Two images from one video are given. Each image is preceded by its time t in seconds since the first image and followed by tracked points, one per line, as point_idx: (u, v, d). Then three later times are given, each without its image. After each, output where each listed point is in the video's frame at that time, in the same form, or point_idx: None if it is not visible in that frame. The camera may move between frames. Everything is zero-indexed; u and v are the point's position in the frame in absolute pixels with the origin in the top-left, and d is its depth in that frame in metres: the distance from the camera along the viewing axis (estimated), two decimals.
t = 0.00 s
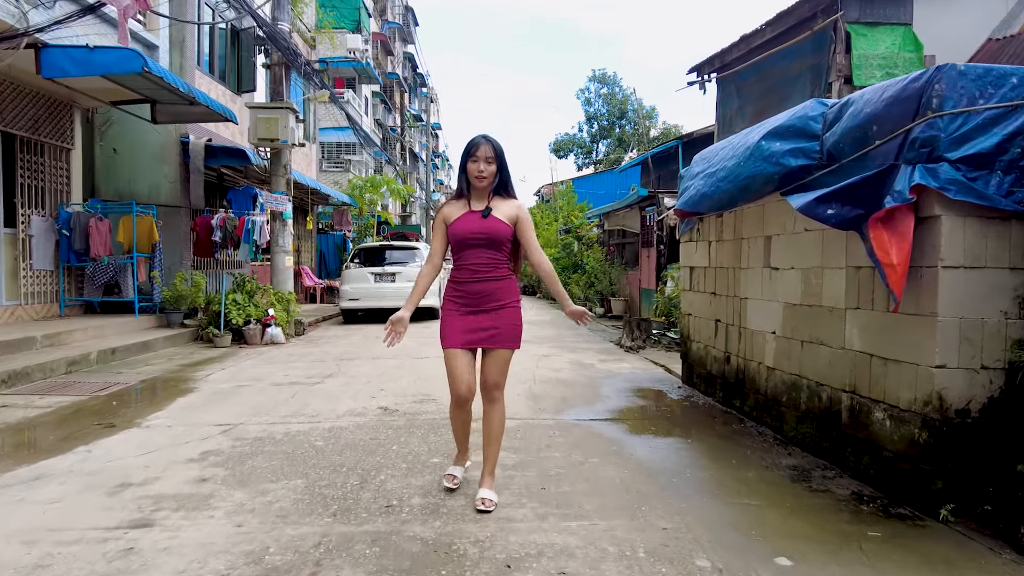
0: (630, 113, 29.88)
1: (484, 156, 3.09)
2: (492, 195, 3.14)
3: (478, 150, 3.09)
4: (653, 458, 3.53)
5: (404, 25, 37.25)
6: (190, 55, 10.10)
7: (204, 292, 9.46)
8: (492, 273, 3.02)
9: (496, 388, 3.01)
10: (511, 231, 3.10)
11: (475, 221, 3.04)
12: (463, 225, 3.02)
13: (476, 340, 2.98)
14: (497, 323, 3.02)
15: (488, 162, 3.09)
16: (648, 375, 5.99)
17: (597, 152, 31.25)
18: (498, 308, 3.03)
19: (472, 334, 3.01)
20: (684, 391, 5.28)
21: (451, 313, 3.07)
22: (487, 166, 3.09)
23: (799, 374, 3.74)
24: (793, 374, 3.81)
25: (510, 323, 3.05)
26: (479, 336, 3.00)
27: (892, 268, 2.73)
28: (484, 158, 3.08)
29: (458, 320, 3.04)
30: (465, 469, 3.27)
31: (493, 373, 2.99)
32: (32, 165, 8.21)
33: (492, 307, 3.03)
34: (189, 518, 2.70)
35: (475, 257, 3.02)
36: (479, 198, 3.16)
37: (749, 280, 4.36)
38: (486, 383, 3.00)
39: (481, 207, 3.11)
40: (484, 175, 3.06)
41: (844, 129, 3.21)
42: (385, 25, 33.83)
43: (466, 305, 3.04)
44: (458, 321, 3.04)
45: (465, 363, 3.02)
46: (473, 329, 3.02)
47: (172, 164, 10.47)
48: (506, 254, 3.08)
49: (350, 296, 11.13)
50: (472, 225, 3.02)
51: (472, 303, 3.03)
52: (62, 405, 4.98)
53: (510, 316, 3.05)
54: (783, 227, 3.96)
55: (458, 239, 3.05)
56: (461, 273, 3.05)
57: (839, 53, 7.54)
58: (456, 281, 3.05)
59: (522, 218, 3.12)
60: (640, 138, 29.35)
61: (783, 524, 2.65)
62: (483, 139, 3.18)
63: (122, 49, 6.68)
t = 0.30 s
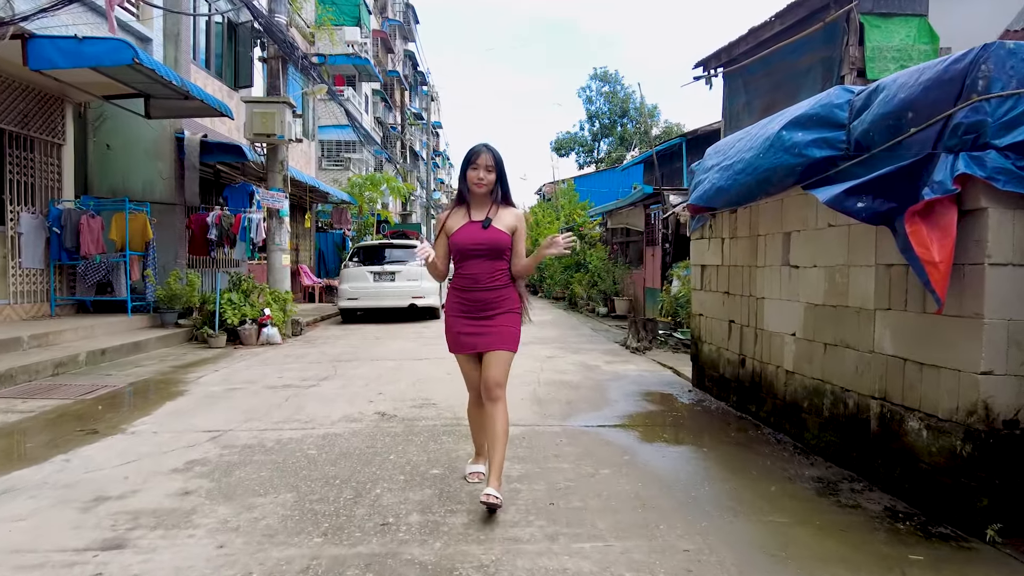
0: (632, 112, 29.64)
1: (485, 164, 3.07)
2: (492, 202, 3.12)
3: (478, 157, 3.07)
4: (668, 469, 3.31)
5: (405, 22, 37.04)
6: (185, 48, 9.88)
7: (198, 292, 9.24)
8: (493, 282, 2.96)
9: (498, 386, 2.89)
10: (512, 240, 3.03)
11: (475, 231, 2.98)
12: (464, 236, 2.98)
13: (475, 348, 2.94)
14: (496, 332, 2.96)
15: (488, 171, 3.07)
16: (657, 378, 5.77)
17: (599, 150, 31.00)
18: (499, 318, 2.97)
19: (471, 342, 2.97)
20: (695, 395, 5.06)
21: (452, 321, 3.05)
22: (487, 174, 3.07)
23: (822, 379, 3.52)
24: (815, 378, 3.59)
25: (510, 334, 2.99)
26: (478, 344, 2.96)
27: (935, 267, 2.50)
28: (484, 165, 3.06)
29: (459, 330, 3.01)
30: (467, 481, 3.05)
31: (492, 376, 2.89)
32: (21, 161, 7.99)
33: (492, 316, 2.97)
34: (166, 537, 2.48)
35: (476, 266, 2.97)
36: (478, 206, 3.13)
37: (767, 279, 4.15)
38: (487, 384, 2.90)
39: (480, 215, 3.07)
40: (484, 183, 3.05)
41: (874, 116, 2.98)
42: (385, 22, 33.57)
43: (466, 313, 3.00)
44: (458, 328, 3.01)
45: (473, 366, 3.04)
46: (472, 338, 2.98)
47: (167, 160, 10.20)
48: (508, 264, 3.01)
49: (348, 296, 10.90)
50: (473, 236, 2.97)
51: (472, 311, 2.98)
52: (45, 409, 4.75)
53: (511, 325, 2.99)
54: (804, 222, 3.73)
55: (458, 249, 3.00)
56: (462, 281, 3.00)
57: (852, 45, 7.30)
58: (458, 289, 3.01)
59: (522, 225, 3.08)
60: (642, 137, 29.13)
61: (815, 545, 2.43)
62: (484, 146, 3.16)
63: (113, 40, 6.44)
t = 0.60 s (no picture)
0: (630, 111, 29.48)
1: (484, 158, 3.19)
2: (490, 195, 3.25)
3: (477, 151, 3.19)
4: (677, 480, 3.13)
5: (402, 20, 36.81)
6: (177, 43, 9.68)
7: (191, 291, 9.01)
8: (497, 272, 3.18)
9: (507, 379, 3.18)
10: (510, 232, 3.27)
11: (481, 221, 3.18)
12: (469, 226, 3.16)
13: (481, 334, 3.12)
14: (498, 319, 3.17)
15: (488, 164, 3.19)
16: (660, 381, 5.59)
17: (597, 149, 30.82)
18: (501, 306, 3.18)
19: (477, 329, 3.14)
20: (701, 399, 4.88)
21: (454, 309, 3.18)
22: (486, 167, 3.20)
23: (840, 385, 3.35)
24: (833, 384, 3.41)
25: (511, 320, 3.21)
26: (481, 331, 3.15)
27: (969, 267, 2.32)
28: (483, 159, 3.19)
29: (464, 317, 3.15)
30: (466, 495, 2.86)
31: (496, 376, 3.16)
32: (9, 157, 7.78)
33: (495, 304, 3.18)
34: (140, 560, 2.28)
35: (480, 256, 3.17)
36: (480, 198, 3.28)
37: (779, 280, 3.97)
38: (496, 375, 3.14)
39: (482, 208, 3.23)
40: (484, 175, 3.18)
41: (900, 107, 2.79)
42: (383, 20, 33.32)
43: (469, 301, 3.16)
44: (461, 317, 3.15)
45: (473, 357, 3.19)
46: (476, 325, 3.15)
47: (160, 156, 9.95)
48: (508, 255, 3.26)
49: (344, 296, 10.71)
50: (479, 227, 3.16)
51: (475, 299, 3.16)
52: (24, 415, 4.55)
53: (511, 313, 3.21)
54: (820, 220, 3.55)
55: (464, 239, 3.17)
56: (465, 270, 3.17)
57: (860, 40, 7.12)
58: (461, 278, 3.16)
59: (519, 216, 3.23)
60: (641, 135, 28.96)
61: (841, 567, 2.25)
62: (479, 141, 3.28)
63: (100, 32, 6.24)
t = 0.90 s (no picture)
0: (628, 109, 29.30)
1: (484, 167, 3.10)
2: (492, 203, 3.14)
3: (477, 160, 3.11)
4: (688, 492, 2.92)
5: (399, 19, 36.57)
6: (167, 36, 9.46)
7: (180, 291, 8.80)
8: (501, 279, 3.05)
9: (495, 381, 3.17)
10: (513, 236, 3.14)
11: (485, 227, 3.05)
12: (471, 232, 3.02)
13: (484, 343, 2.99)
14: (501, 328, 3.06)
15: (488, 172, 3.10)
16: (664, 384, 5.40)
17: (595, 148, 30.62)
18: (504, 312, 3.07)
19: (480, 337, 3.01)
20: (708, 403, 4.68)
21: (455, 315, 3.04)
22: (487, 175, 3.10)
23: (859, 390, 3.15)
24: (851, 389, 3.21)
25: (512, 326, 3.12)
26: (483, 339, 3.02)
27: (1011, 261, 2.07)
28: (484, 167, 3.09)
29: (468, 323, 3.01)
30: (461, 510, 2.65)
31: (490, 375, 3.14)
32: None
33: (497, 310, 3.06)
34: None
35: (484, 263, 3.03)
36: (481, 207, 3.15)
37: (792, 280, 3.78)
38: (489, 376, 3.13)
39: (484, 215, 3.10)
40: (485, 186, 3.08)
41: (928, 91, 2.59)
42: (380, 18, 33.08)
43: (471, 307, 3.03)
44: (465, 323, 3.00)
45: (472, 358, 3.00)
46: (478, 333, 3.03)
47: (149, 154, 9.87)
48: (512, 261, 3.13)
49: (339, 295, 10.50)
50: (482, 232, 3.03)
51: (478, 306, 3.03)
52: None
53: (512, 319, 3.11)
54: (836, 215, 3.35)
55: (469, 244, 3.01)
56: (467, 276, 3.03)
57: (867, 32, 6.93)
58: (462, 284, 3.02)
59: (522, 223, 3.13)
60: (640, 134, 28.78)
61: None
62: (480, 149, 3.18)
63: (83, 23, 6.05)
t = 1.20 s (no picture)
0: (629, 108, 29.08)
1: (486, 164, 3.20)
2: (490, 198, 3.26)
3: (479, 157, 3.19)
4: (696, 507, 2.76)
5: (398, 17, 36.36)
6: (159, 32, 9.28)
7: (173, 292, 8.62)
8: (497, 270, 3.16)
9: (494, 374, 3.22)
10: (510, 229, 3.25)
11: (479, 221, 3.18)
12: (467, 227, 3.17)
13: (479, 333, 3.12)
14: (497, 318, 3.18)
15: (489, 169, 3.19)
16: (668, 387, 5.23)
17: (595, 147, 30.41)
18: (500, 304, 3.19)
19: (477, 327, 3.15)
20: (714, 409, 4.51)
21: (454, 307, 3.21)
22: (488, 172, 3.20)
23: (876, 398, 2.98)
24: (868, 397, 3.04)
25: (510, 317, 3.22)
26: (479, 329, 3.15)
27: None
28: (486, 164, 3.19)
29: (465, 315, 3.16)
30: (455, 529, 2.48)
31: (488, 365, 3.20)
32: None
33: (493, 302, 3.18)
34: None
35: (479, 256, 3.16)
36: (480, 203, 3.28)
37: (804, 281, 3.61)
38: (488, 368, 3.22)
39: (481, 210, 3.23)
40: (487, 182, 3.20)
41: (955, 79, 2.41)
42: (378, 16, 32.87)
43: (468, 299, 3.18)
44: (463, 315, 3.16)
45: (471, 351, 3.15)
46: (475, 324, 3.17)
47: (141, 152, 9.70)
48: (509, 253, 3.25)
49: (336, 296, 10.32)
50: (477, 226, 3.17)
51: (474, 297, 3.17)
52: None
53: (509, 311, 3.21)
54: (852, 213, 3.19)
55: (464, 239, 3.16)
56: (464, 269, 3.18)
57: (876, 26, 6.74)
58: (460, 277, 3.17)
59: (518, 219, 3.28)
60: (640, 133, 28.63)
61: None
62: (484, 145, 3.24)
63: (70, 16, 5.87)
